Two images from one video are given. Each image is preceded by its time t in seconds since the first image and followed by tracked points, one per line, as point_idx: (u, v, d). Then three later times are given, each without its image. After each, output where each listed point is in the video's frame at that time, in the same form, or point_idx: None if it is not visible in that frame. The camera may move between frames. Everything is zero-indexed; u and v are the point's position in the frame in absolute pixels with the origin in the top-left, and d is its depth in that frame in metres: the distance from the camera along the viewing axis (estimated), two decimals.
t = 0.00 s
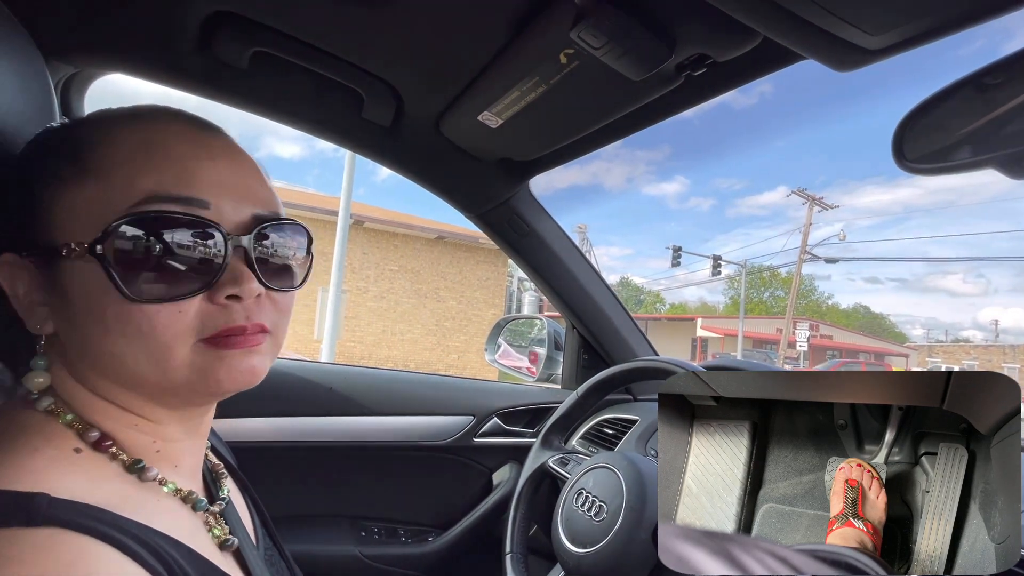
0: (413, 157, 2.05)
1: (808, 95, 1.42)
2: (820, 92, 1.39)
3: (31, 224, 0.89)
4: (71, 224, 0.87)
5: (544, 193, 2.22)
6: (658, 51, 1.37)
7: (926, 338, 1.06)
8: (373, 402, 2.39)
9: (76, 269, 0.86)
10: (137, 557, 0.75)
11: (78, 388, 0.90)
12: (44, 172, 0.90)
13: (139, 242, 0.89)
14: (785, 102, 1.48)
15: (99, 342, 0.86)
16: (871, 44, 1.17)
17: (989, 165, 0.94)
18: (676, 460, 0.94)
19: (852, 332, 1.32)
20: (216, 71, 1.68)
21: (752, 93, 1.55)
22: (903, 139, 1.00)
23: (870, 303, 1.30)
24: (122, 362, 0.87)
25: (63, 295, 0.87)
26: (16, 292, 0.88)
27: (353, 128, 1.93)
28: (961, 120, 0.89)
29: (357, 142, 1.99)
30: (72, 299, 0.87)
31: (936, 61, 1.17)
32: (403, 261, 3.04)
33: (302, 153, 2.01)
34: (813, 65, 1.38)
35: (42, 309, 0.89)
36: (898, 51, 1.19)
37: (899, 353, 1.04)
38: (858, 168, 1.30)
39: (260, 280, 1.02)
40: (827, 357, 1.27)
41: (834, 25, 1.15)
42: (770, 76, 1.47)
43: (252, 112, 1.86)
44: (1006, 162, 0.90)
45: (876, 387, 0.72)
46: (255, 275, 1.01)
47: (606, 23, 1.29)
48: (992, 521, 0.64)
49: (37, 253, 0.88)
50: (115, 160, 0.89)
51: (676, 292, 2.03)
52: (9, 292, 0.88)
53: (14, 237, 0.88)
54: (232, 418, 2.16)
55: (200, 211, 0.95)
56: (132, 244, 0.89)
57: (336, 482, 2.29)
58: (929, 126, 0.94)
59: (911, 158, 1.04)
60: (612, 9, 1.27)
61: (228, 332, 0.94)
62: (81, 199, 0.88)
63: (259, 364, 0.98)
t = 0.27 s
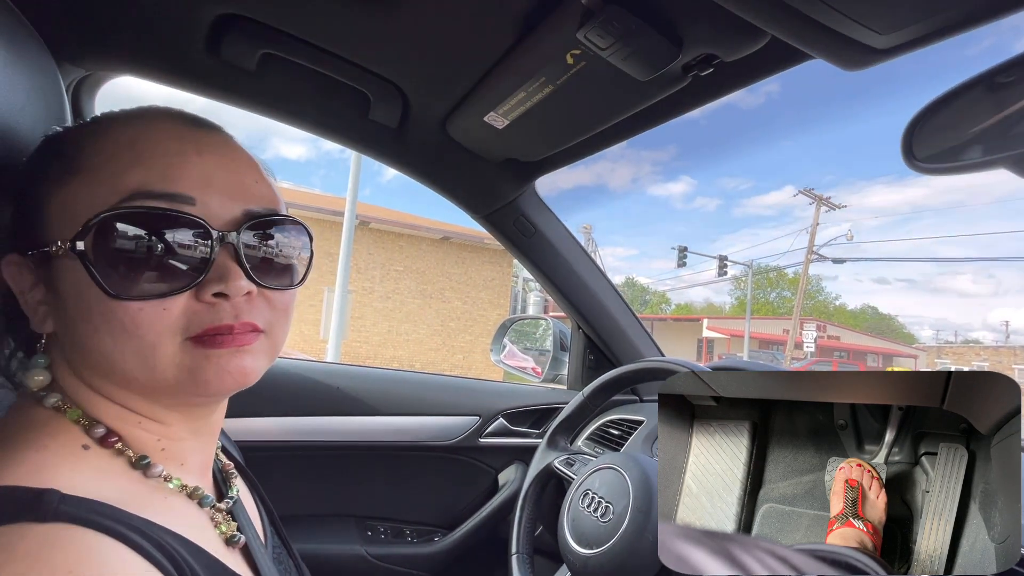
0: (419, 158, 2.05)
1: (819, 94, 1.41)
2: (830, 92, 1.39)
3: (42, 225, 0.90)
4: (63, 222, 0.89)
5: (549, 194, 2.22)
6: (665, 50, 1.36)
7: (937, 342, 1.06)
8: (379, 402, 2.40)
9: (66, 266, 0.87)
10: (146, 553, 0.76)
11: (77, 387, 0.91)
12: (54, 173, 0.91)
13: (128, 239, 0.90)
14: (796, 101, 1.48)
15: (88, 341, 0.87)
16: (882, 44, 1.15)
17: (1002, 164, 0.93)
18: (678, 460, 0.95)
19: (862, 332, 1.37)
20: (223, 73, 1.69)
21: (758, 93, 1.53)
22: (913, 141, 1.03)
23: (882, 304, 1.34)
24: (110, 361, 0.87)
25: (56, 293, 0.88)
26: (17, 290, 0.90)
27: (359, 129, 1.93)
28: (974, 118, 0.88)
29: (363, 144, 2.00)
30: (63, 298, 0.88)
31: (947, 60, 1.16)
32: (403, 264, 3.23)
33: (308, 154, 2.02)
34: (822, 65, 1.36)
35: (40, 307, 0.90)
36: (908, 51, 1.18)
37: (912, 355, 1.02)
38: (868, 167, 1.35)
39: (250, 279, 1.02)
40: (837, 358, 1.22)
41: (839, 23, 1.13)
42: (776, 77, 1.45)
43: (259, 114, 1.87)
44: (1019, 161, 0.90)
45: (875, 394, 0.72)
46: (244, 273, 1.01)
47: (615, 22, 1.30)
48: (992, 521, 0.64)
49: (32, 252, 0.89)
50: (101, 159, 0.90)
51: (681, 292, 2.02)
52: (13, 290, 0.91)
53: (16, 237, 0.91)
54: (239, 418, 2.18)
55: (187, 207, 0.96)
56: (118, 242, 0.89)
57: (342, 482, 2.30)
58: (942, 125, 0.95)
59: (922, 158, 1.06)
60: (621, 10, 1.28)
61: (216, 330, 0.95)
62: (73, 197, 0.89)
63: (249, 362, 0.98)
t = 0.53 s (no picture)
0: (426, 159, 2.06)
1: (828, 92, 1.40)
2: (839, 90, 1.38)
3: (54, 226, 0.91)
4: (77, 222, 0.90)
5: (555, 194, 2.22)
6: (671, 49, 1.36)
7: (948, 343, 1.04)
8: (385, 401, 2.42)
9: (79, 265, 0.88)
10: (152, 548, 0.76)
11: (87, 385, 0.92)
12: (68, 175, 0.92)
13: (141, 238, 0.91)
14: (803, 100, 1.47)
15: (99, 339, 0.88)
16: (892, 41, 1.15)
17: (1013, 163, 0.93)
18: (677, 459, 0.95)
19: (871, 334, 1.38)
20: (233, 75, 1.71)
21: (765, 92, 1.53)
22: (923, 138, 1.03)
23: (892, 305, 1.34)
24: (119, 358, 0.88)
25: (68, 292, 0.90)
26: (31, 289, 0.92)
27: (365, 129, 1.94)
28: (985, 115, 0.88)
29: (370, 145, 2.01)
30: (76, 296, 0.89)
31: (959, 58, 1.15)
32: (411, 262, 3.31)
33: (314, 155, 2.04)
34: (829, 63, 1.35)
35: (54, 306, 0.92)
36: (917, 50, 1.17)
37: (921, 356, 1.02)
38: (875, 166, 1.35)
39: (258, 278, 1.03)
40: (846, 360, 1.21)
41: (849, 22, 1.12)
42: (784, 76, 1.45)
43: (267, 115, 1.89)
44: None
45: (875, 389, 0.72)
46: (253, 272, 1.02)
47: (622, 22, 1.29)
48: (992, 521, 0.63)
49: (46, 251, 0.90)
50: (112, 160, 0.91)
51: (691, 293, 2.00)
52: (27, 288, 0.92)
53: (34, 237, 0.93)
54: (247, 417, 2.20)
55: (196, 207, 0.96)
56: (129, 241, 0.90)
57: (349, 481, 2.31)
58: (952, 123, 0.94)
59: (933, 156, 1.05)
60: (626, 9, 1.26)
61: (224, 329, 0.95)
62: (87, 198, 0.91)
63: (257, 361, 0.99)
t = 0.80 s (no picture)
0: (435, 160, 2.08)
1: (838, 93, 1.40)
2: (849, 90, 1.38)
3: (81, 228, 0.94)
4: (112, 224, 0.93)
5: (563, 195, 2.23)
6: (680, 54, 1.37)
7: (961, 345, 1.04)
8: (394, 400, 2.44)
9: (114, 265, 0.92)
10: (178, 537, 0.78)
11: (114, 382, 0.95)
12: (96, 179, 0.95)
13: (174, 241, 0.94)
14: (812, 100, 1.48)
15: (129, 336, 0.91)
16: (898, 43, 1.15)
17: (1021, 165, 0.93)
18: (678, 459, 0.96)
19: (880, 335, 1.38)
20: (246, 80, 1.73)
21: (774, 92, 1.53)
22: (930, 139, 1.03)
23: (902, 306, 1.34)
24: (149, 355, 0.91)
25: (101, 291, 0.93)
26: (62, 288, 0.95)
27: (376, 132, 1.96)
28: (993, 118, 0.89)
29: (380, 147, 2.03)
30: (108, 295, 0.92)
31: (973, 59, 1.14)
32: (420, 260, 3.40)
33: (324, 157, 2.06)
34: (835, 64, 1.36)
35: (84, 305, 0.95)
36: (926, 53, 1.17)
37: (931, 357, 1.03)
38: (886, 167, 1.36)
39: (281, 280, 1.06)
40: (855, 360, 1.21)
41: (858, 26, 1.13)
42: (793, 77, 1.45)
43: (280, 118, 1.92)
44: None
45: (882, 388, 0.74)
46: (274, 274, 1.04)
47: (629, 26, 1.29)
48: (992, 521, 0.67)
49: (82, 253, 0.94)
50: (147, 166, 0.94)
51: (697, 293, 2.03)
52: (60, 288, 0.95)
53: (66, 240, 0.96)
54: (259, 416, 2.23)
55: (223, 212, 0.99)
56: (157, 244, 0.93)
57: (359, 479, 2.34)
58: (959, 125, 0.94)
59: (939, 158, 1.05)
60: (635, 14, 1.27)
61: (248, 329, 0.98)
62: (120, 201, 0.94)
63: (278, 361, 1.02)
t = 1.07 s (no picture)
0: (442, 161, 2.08)
1: (845, 91, 1.39)
2: (857, 89, 1.36)
3: (97, 230, 0.96)
4: (131, 225, 0.95)
5: (570, 195, 2.22)
6: (688, 53, 1.36)
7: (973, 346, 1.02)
8: (401, 400, 2.45)
9: (133, 264, 0.93)
10: (191, 529, 0.79)
11: (130, 380, 0.96)
12: (111, 182, 0.97)
13: (189, 240, 0.94)
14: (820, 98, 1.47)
15: (145, 333, 0.92)
16: (904, 43, 1.14)
17: None
18: (677, 459, 0.96)
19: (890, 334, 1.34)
20: (255, 82, 1.74)
21: (783, 91, 1.52)
22: (940, 135, 1.00)
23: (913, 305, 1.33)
24: (165, 351, 0.92)
25: (119, 290, 0.94)
26: (82, 287, 0.96)
27: (383, 132, 1.97)
28: (1005, 117, 0.88)
29: (388, 148, 2.04)
30: (126, 293, 0.93)
31: (986, 57, 1.13)
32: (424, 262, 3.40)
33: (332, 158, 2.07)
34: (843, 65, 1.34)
35: (103, 303, 0.96)
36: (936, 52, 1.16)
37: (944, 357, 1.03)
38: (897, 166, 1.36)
39: (294, 280, 1.06)
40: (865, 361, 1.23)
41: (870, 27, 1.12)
42: (801, 75, 1.44)
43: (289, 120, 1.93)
44: None
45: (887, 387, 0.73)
46: (289, 274, 1.05)
47: (636, 27, 1.28)
48: (992, 521, 0.67)
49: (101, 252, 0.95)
50: (166, 168, 0.96)
51: (704, 292, 2.04)
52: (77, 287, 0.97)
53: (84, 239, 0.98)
54: (268, 414, 2.25)
55: (239, 214, 1.00)
56: (173, 245, 0.94)
57: (366, 478, 2.35)
58: (968, 124, 0.93)
59: (948, 157, 1.02)
60: (643, 16, 1.26)
61: (263, 327, 0.99)
62: (139, 203, 0.95)
63: (292, 359, 1.02)
